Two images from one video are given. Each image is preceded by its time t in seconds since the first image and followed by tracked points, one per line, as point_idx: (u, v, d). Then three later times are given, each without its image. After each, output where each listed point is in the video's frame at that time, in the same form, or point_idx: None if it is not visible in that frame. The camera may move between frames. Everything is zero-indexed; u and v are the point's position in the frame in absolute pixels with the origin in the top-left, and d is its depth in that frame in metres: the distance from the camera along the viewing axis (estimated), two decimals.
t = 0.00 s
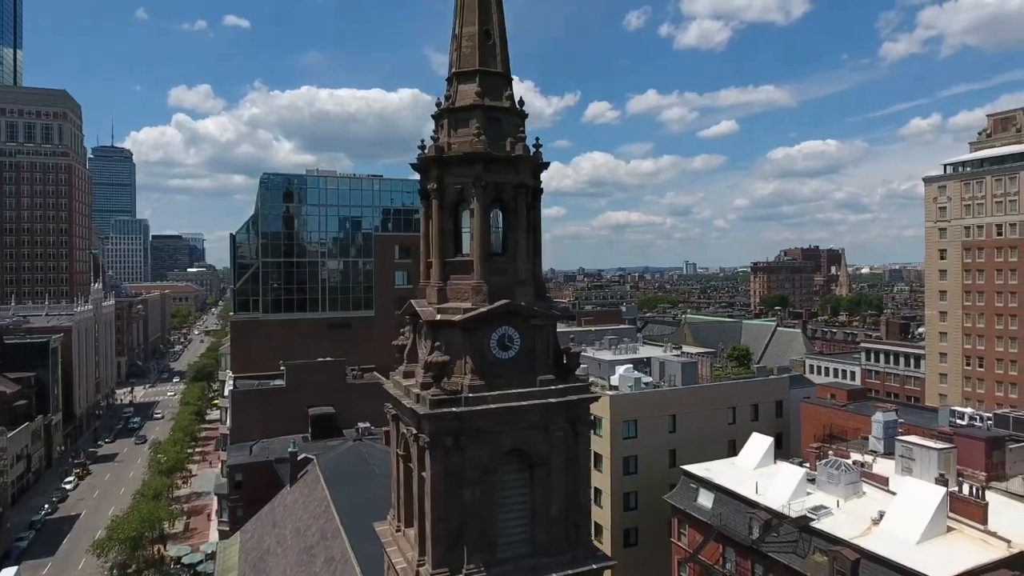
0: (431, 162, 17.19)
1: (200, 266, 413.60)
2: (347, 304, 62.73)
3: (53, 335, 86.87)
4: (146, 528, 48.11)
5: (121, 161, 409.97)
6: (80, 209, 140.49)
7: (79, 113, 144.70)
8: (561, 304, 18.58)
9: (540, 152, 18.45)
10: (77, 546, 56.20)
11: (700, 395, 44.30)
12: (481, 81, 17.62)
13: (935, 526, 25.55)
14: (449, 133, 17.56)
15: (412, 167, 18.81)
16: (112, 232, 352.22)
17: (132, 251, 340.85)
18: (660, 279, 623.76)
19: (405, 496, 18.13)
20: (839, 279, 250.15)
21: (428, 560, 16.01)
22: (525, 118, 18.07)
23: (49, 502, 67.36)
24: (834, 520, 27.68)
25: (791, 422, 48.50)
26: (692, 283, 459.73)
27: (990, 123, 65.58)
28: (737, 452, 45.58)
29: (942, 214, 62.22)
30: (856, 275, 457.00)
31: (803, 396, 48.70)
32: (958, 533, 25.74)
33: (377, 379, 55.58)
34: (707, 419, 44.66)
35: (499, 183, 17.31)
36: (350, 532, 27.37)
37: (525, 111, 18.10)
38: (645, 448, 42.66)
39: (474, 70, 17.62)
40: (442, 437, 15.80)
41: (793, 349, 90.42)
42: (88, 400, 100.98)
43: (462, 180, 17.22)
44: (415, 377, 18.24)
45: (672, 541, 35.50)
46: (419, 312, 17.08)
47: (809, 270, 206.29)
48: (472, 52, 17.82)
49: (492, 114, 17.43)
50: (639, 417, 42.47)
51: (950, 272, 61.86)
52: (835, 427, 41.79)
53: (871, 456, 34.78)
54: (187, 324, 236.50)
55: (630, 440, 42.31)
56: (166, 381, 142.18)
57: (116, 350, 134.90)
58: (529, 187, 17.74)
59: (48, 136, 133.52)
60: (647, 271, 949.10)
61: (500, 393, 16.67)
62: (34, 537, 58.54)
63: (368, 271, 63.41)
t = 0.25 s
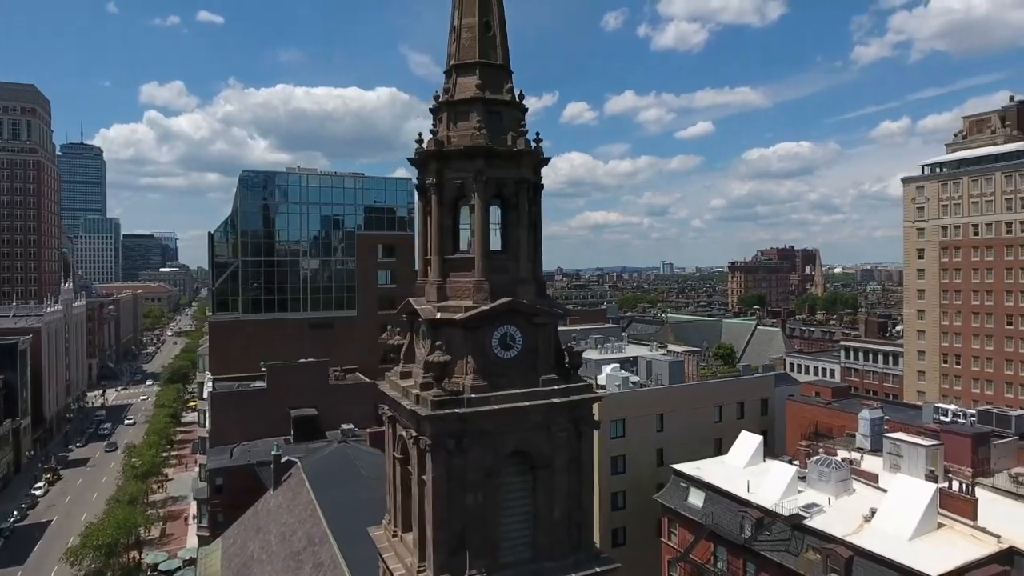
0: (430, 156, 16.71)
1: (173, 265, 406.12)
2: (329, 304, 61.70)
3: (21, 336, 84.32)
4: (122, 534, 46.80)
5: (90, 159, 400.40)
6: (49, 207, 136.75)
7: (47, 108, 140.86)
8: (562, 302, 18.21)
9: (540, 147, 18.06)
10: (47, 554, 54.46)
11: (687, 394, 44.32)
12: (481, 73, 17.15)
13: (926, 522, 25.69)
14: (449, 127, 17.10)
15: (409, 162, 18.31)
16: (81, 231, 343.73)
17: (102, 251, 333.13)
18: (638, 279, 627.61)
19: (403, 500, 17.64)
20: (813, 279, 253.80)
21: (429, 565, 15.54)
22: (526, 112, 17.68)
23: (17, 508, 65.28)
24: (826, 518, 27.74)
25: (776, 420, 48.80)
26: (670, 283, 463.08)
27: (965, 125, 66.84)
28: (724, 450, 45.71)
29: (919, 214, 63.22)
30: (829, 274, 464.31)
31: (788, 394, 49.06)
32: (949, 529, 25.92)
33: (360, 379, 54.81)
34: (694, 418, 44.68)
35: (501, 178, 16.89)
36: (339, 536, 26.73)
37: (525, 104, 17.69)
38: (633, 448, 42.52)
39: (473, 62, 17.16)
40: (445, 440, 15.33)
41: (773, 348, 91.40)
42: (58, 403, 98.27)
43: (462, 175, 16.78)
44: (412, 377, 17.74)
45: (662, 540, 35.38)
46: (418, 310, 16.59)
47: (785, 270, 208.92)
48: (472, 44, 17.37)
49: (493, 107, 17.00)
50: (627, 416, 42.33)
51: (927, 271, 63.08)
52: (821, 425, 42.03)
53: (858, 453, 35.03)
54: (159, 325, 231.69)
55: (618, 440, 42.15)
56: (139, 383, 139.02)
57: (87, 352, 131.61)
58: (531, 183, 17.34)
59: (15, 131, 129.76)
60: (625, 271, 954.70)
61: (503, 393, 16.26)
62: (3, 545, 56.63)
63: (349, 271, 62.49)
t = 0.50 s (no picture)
0: (428, 150, 16.22)
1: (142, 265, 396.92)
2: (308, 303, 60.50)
3: None
4: (93, 542, 45.33)
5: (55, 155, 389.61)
6: (13, 204, 132.50)
7: (11, 103, 136.56)
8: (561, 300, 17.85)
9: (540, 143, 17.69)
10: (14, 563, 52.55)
11: (672, 393, 44.37)
12: (480, 66, 16.75)
13: (914, 519, 25.89)
14: (447, 120, 16.64)
15: (405, 157, 17.82)
16: (46, 229, 334.18)
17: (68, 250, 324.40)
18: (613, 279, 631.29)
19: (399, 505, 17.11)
20: (786, 279, 257.66)
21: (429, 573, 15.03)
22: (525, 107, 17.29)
23: None
24: (815, 516, 27.83)
25: (758, 419, 49.15)
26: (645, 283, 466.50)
27: (938, 128, 68.45)
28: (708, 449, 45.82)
29: (895, 214, 64.99)
30: (801, 274, 472.14)
31: (770, 393, 49.48)
32: (936, 525, 26.15)
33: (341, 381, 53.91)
34: (679, 417, 44.74)
35: (500, 174, 16.47)
36: (324, 542, 26.07)
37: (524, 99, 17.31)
38: (619, 447, 42.39)
39: (473, 54, 16.73)
40: (445, 443, 14.86)
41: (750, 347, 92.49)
42: (23, 407, 95.18)
43: (461, 170, 16.33)
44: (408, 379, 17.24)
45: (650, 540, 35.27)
46: (416, 310, 16.09)
47: (759, 270, 211.74)
48: (470, 36, 16.94)
49: (492, 101, 16.59)
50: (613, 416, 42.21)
51: (903, 271, 64.72)
52: (805, 423, 42.32)
53: (843, 450, 35.32)
54: (128, 326, 226.30)
55: (604, 439, 41.98)
56: (108, 385, 135.49)
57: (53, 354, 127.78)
58: (531, 178, 16.95)
59: None
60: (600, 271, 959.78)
61: (504, 394, 15.84)
62: None
63: (329, 270, 61.44)
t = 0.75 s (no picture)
0: (427, 144, 15.73)
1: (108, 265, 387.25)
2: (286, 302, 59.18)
3: None
4: (62, 551, 43.81)
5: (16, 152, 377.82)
6: None
7: None
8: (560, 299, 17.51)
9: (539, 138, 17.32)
10: None
11: (656, 392, 44.39)
12: (479, 59, 16.32)
13: (902, 515, 26.12)
14: (445, 114, 16.16)
15: (400, 152, 17.32)
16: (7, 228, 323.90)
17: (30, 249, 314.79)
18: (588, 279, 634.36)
19: (395, 510, 16.61)
20: (758, 279, 261.54)
21: None
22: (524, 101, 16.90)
23: None
24: (804, 514, 27.93)
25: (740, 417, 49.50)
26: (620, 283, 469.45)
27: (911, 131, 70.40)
28: (691, 448, 45.98)
29: (870, 215, 66.56)
30: (772, 274, 479.75)
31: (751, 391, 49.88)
32: (922, 521, 26.41)
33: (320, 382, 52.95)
34: (663, 416, 44.81)
35: (500, 169, 16.06)
36: (309, 549, 25.39)
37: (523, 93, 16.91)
38: (604, 447, 42.26)
39: (471, 46, 16.29)
40: (446, 446, 14.41)
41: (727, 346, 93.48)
42: None
43: (460, 165, 15.89)
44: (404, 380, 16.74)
45: (637, 540, 35.17)
46: (414, 309, 15.60)
47: (733, 270, 214.45)
48: (469, 28, 16.49)
49: (492, 95, 16.17)
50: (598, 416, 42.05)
51: (878, 270, 66.17)
52: (787, 421, 42.61)
53: (826, 448, 35.62)
54: (95, 327, 220.32)
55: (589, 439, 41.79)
56: (74, 388, 131.57)
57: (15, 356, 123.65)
58: (531, 174, 16.57)
59: None
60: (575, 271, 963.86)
61: (505, 395, 15.44)
62: None
63: (307, 269, 60.30)
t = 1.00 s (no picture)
0: (422, 138, 15.25)
1: (67, 264, 375.49)
2: (259, 303, 57.75)
3: None
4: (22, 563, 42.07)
5: None
6: None
7: None
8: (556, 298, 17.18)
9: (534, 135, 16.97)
10: None
11: (636, 392, 44.43)
12: (474, 51, 15.89)
13: (885, 512, 26.40)
14: (439, 108, 15.72)
15: (390, 146, 16.78)
16: None
17: None
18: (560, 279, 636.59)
19: (389, 517, 16.11)
20: (727, 278, 265.44)
21: None
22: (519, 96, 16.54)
23: None
24: (788, 511, 28.11)
25: (718, 415, 49.84)
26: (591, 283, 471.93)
27: (879, 133, 71.94)
28: (671, 446, 46.15)
29: (841, 215, 68.02)
30: (740, 274, 487.74)
31: (729, 389, 50.30)
32: (904, 516, 26.77)
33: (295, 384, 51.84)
34: (643, 415, 44.87)
35: (498, 165, 15.66)
36: (290, 556, 24.62)
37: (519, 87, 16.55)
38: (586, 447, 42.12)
39: (466, 39, 15.86)
40: (444, 450, 13.95)
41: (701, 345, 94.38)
42: None
43: (456, 162, 15.46)
44: (396, 383, 16.20)
45: (620, 540, 35.06)
46: (409, 309, 15.08)
47: (703, 270, 217.21)
48: (464, 20, 16.06)
49: (488, 89, 15.77)
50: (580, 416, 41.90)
51: (849, 269, 67.49)
52: (766, 420, 42.91)
53: (805, 445, 35.97)
54: (54, 329, 213.20)
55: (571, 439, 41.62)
56: (32, 392, 126.98)
57: None
58: (528, 170, 16.19)
59: None
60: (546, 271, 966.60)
61: (504, 397, 15.05)
62: None
63: (281, 268, 58.95)
